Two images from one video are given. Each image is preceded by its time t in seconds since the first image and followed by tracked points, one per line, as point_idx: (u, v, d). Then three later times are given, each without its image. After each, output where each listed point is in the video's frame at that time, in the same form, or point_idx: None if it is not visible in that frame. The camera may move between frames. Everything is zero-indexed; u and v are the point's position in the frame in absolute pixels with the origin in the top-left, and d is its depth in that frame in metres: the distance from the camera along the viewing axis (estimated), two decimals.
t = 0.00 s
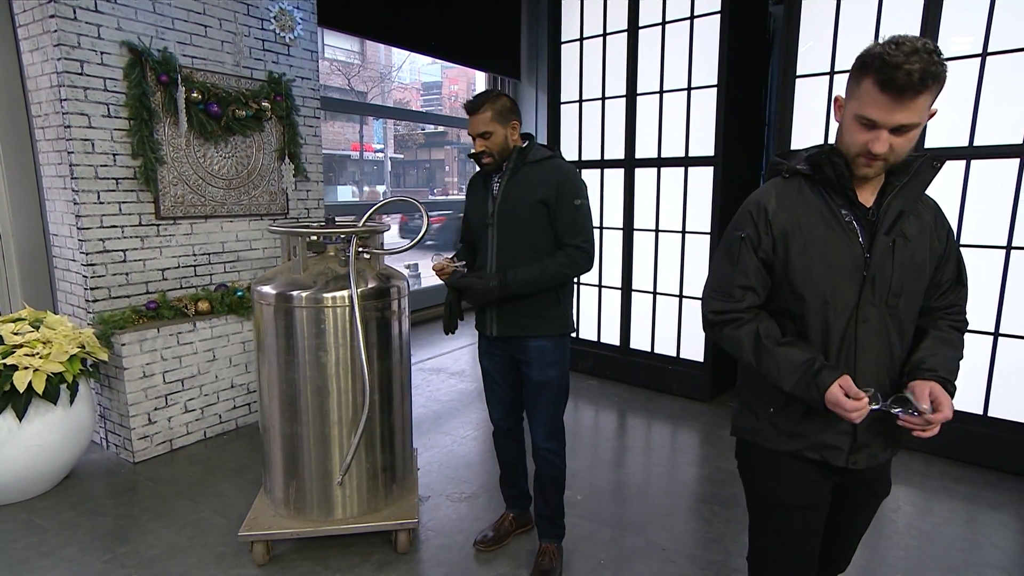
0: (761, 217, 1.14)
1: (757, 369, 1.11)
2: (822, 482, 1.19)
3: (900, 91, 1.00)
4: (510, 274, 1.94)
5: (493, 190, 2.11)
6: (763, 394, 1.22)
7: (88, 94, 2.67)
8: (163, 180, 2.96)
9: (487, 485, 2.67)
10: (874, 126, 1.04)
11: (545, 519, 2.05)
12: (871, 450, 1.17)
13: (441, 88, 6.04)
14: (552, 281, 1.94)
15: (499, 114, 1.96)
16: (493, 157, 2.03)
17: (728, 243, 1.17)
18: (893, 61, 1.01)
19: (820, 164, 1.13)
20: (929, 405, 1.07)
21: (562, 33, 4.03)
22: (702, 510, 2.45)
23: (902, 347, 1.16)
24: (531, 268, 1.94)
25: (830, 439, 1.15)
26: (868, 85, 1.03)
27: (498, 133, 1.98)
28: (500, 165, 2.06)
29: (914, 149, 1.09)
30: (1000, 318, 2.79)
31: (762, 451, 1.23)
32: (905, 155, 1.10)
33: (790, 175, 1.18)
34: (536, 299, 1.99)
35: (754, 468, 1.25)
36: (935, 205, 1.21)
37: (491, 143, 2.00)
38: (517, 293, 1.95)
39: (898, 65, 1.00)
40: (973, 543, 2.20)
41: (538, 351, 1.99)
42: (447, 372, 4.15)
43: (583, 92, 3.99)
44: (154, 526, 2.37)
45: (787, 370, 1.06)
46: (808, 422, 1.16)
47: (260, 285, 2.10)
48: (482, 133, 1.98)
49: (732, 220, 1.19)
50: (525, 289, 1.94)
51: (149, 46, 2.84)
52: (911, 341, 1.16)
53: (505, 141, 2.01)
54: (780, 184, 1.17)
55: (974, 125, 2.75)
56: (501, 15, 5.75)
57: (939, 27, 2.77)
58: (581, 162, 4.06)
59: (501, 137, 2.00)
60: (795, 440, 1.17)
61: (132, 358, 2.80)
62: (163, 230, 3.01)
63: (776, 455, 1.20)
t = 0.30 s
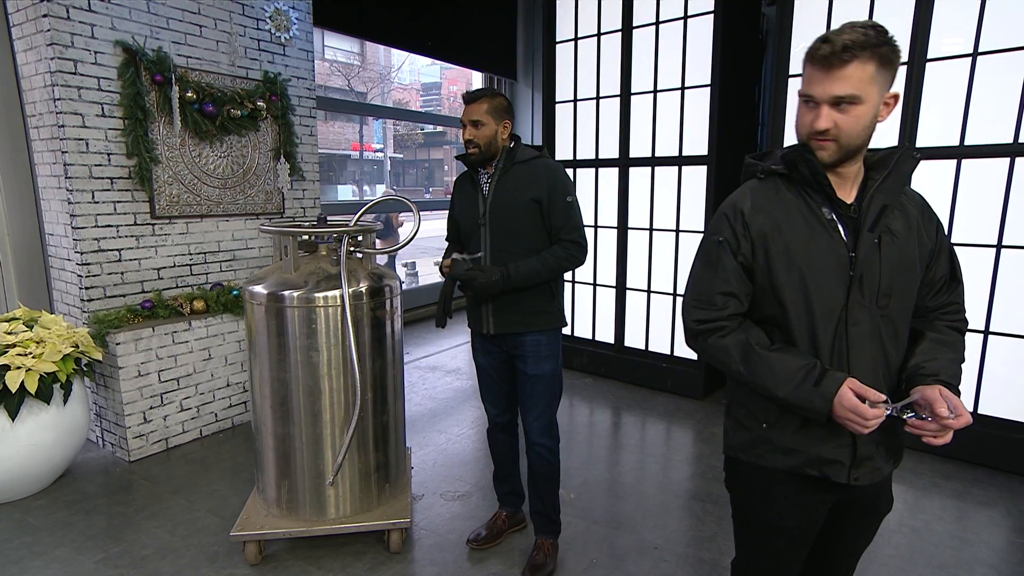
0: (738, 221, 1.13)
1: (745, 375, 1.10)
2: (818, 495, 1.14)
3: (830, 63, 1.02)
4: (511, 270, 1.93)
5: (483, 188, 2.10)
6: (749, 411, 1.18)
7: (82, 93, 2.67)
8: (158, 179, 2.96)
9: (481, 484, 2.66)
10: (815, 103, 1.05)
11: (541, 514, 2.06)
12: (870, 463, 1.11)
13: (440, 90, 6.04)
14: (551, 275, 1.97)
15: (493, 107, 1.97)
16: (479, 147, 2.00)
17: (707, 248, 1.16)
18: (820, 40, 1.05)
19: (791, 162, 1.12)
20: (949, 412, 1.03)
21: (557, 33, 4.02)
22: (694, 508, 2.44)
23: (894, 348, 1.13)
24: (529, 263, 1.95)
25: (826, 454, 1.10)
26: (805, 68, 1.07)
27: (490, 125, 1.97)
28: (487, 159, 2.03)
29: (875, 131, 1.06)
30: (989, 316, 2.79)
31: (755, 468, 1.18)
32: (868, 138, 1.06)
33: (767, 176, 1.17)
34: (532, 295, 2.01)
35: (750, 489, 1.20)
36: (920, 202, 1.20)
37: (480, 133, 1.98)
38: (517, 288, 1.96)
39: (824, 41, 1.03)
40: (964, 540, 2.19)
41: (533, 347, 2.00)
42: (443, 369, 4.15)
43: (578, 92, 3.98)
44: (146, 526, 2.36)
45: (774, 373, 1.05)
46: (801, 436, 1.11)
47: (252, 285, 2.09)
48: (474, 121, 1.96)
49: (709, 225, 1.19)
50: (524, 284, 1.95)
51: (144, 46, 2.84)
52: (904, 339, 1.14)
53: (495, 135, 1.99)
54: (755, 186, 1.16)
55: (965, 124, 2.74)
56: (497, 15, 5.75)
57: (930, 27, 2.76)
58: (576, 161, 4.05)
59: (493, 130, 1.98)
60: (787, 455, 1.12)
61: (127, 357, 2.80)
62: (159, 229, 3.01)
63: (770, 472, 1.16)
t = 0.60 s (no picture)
0: (706, 230, 1.14)
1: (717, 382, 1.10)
2: (806, 504, 1.13)
3: (808, 60, 1.02)
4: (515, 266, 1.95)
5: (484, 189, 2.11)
6: (735, 421, 1.17)
7: (85, 97, 2.69)
8: (160, 181, 2.98)
9: (479, 485, 2.66)
10: (794, 101, 1.04)
11: (546, 504, 2.12)
12: (854, 476, 1.10)
13: (444, 93, 6.06)
14: (555, 273, 1.97)
15: (500, 107, 1.98)
16: (484, 144, 1.99)
17: (676, 258, 1.18)
18: (789, 37, 1.04)
19: (760, 166, 1.14)
20: (920, 404, 1.03)
21: (555, 36, 4.03)
22: (690, 508, 2.44)
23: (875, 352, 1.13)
24: (533, 261, 1.95)
25: (810, 466, 1.09)
26: (775, 66, 1.05)
27: (497, 123, 1.98)
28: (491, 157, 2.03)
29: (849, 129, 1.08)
30: (984, 316, 2.78)
31: (742, 478, 1.17)
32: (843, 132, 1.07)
33: (735, 182, 1.18)
34: (533, 295, 2.01)
35: (736, 500, 1.19)
36: (897, 202, 1.19)
37: (487, 132, 1.98)
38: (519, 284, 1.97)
39: (796, 38, 1.03)
40: (963, 541, 2.18)
41: (533, 348, 2.01)
42: (444, 369, 4.16)
43: (576, 94, 3.99)
44: (147, 525, 2.38)
45: (744, 378, 1.05)
46: (782, 450, 1.11)
47: (250, 287, 2.11)
48: (482, 118, 1.97)
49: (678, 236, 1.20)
50: (528, 279, 1.96)
51: (145, 50, 2.86)
52: (885, 343, 1.13)
53: (500, 134, 2.00)
54: (724, 193, 1.17)
55: (959, 124, 2.73)
56: (497, 18, 5.77)
57: (925, 28, 2.75)
58: (575, 162, 4.06)
59: (500, 129, 1.98)
60: (772, 467, 1.12)
61: (129, 358, 2.81)
62: (161, 231, 3.03)
63: (756, 481, 1.15)
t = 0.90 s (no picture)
0: (705, 231, 1.11)
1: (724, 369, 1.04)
2: (811, 507, 1.10)
3: (856, 67, 0.97)
4: (522, 261, 1.96)
5: (493, 186, 2.13)
6: (737, 428, 1.13)
7: (88, 98, 2.71)
8: (163, 182, 3.00)
9: (479, 483, 2.67)
10: (835, 108, 0.99)
11: (544, 502, 2.12)
12: (863, 476, 1.08)
13: (447, 94, 6.08)
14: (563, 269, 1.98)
15: (513, 104, 2.00)
16: (497, 140, 2.01)
17: (674, 257, 1.15)
18: (836, 37, 0.98)
19: (757, 164, 1.13)
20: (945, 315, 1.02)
21: (555, 36, 4.03)
22: (689, 506, 2.44)
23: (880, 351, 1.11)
24: (542, 256, 1.96)
25: (821, 470, 1.06)
26: (818, 66, 0.99)
27: (510, 120, 1.99)
28: (502, 153, 2.04)
29: (862, 138, 1.08)
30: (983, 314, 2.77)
31: (743, 483, 1.14)
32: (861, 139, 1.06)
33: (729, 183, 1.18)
34: (540, 292, 2.02)
35: (738, 506, 1.16)
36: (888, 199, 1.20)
37: (500, 127, 2.00)
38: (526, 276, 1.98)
39: (847, 41, 0.97)
40: (963, 539, 2.17)
41: (537, 349, 2.01)
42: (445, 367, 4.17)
43: (576, 93, 3.99)
44: (150, 523, 2.40)
45: (759, 354, 0.99)
46: (790, 452, 1.07)
47: (250, 287, 2.13)
48: (495, 114, 1.98)
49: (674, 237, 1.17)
50: (537, 272, 1.97)
51: (148, 52, 2.88)
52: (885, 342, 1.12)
53: (512, 131, 2.01)
54: (720, 194, 1.16)
55: (958, 123, 2.71)
56: (499, 17, 5.77)
57: (923, 27, 2.73)
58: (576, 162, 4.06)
59: (512, 125, 2.00)
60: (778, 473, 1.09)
61: (133, 356, 2.84)
62: (164, 231, 3.05)
63: (757, 488, 1.12)
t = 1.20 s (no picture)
0: (730, 218, 1.04)
1: (768, 318, 0.91)
2: (822, 500, 1.08)
3: (905, 93, 0.92)
4: (521, 264, 1.96)
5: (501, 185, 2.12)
6: (752, 418, 1.08)
7: (87, 101, 2.73)
8: (162, 184, 3.02)
9: (477, 483, 2.68)
10: (876, 128, 0.95)
11: (539, 501, 2.13)
12: (881, 464, 1.06)
13: (446, 96, 6.09)
14: (563, 273, 1.99)
15: (525, 102, 2.00)
16: (508, 138, 2.00)
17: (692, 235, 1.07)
18: (889, 59, 0.91)
19: (770, 155, 1.10)
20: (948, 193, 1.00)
21: (550, 39, 4.05)
22: (684, 504, 2.45)
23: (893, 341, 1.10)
24: (543, 260, 1.97)
25: (840, 459, 1.04)
26: (865, 87, 0.93)
27: (522, 118, 1.99)
28: (513, 152, 2.03)
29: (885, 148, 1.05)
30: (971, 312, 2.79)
31: (752, 476, 1.12)
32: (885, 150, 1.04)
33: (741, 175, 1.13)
34: (541, 294, 2.02)
35: (744, 501, 1.14)
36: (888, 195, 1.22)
37: (511, 125, 1.99)
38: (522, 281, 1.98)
39: (901, 67, 0.91)
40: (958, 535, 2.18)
41: (539, 351, 2.03)
42: (443, 367, 4.18)
43: (571, 95, 4.00)
44: (149, 523, 2.41)
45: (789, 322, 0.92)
46: (812, 440, 1.04)
47: (245, 288, 2.14)
48: (507, 112, 1.98)
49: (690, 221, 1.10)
50: (536, 277, 1.97)
51: (146, 55, 2.90)
52: (898, 330, 1.12)
53: (524, 130, 2.01)
54: (733, 182, 1.11)
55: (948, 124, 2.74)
56: (496, 20, 5.80)
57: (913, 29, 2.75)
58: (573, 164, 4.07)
59: (524, 124, 2.00)
60: (797, 463, 1.05)
61: (133, 358, 2.85)
62: (163, 233, 3.07)
63: (768, 479, 1.09)
